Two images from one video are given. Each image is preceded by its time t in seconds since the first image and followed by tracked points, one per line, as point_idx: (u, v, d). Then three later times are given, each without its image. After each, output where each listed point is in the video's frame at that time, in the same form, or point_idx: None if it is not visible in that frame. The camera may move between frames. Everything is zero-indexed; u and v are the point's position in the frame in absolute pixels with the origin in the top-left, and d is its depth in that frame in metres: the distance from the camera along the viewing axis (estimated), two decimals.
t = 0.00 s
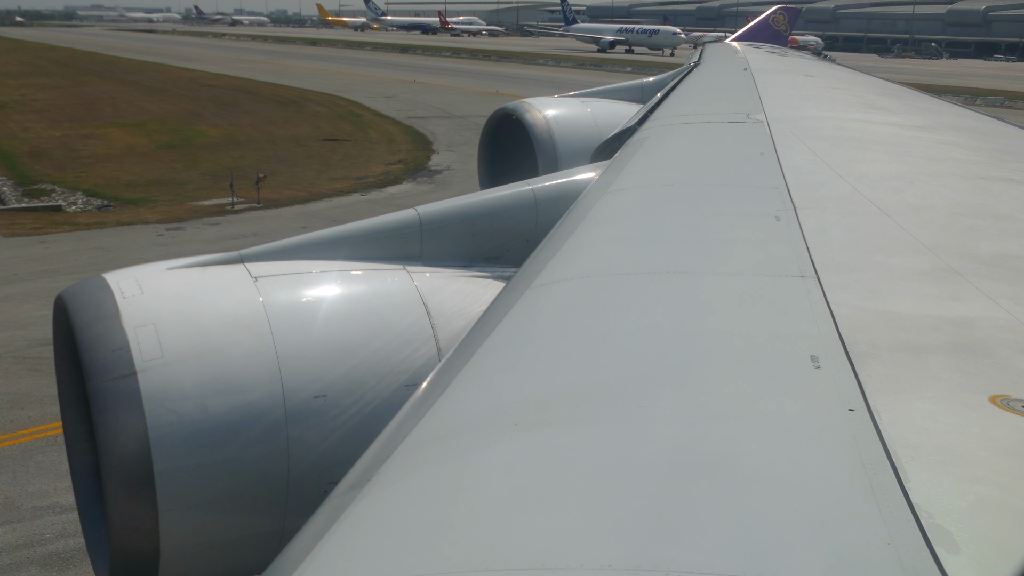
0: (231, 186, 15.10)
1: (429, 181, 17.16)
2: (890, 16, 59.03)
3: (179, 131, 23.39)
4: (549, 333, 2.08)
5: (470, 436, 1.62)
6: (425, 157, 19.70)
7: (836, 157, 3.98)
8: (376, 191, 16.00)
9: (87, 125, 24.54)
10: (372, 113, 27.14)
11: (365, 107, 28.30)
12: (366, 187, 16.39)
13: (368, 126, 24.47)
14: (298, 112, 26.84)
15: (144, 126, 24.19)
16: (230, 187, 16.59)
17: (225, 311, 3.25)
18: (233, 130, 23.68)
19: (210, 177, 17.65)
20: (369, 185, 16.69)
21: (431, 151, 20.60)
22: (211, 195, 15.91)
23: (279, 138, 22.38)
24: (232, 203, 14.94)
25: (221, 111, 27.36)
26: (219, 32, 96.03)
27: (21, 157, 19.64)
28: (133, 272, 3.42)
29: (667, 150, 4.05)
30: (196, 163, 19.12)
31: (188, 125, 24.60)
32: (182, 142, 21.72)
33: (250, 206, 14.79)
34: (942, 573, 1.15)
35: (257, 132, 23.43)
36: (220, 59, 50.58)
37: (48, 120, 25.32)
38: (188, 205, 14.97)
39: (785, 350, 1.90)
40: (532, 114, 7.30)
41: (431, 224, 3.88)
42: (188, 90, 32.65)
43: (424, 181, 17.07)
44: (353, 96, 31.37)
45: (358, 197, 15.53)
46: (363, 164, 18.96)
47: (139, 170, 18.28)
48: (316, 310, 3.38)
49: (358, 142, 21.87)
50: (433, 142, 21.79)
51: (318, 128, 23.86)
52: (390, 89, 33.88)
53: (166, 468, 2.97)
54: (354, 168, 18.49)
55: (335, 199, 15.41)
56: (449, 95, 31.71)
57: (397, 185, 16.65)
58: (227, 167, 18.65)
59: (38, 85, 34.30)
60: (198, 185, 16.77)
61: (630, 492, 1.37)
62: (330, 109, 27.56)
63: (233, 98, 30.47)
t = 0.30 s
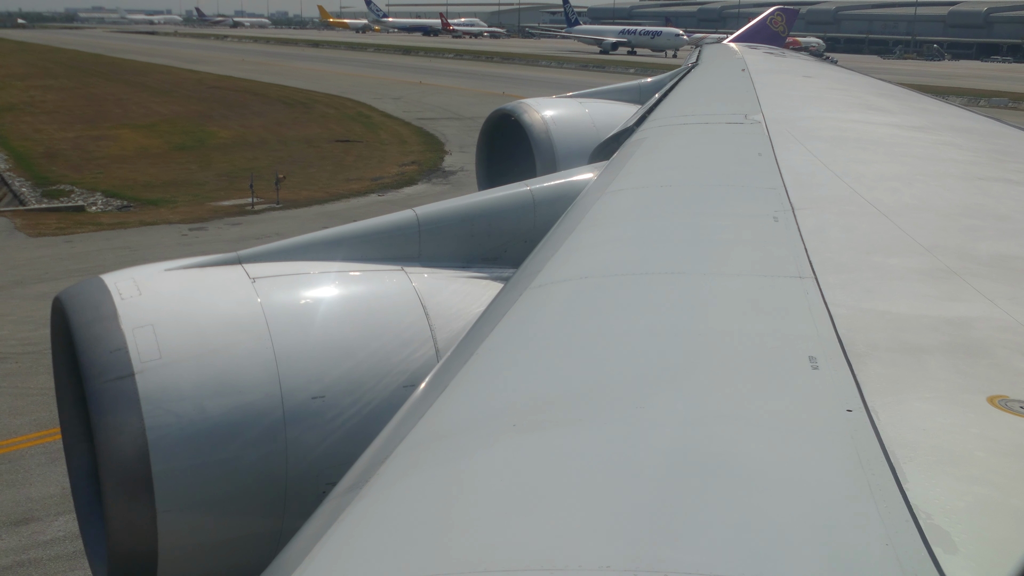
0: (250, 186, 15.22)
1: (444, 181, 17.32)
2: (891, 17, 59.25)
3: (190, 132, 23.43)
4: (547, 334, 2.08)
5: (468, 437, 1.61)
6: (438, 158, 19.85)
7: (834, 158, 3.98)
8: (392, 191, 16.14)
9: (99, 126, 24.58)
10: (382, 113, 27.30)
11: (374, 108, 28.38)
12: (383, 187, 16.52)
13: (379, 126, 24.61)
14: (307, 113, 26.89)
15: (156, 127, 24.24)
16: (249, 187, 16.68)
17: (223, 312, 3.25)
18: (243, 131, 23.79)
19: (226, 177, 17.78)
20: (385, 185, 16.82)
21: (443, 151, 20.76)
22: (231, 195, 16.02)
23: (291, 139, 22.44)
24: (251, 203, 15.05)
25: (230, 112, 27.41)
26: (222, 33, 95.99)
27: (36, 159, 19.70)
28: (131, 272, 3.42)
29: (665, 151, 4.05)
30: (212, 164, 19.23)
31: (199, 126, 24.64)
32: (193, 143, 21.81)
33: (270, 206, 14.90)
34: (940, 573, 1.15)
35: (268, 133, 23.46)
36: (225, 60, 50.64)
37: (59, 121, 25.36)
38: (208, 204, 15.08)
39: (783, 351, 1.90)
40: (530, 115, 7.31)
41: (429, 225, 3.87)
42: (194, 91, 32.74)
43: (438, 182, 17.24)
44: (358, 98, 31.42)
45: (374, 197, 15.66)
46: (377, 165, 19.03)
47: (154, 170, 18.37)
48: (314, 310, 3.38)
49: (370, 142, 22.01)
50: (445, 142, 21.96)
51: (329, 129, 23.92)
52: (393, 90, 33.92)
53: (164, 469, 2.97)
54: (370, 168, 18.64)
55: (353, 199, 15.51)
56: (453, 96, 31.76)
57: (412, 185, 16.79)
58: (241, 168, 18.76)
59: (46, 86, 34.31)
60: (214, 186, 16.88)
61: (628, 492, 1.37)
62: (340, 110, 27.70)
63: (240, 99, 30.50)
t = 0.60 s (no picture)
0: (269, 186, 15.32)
1: (459, 181, 17.44)
2: (891, 18, 59.47)
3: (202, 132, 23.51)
4: (545, 334, 2.08)
5: (466, 438, 1.61)
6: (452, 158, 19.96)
7: (833, 159, 3.98)
8: (408, 191, 16.26)
9: (111, 126, 24.62)
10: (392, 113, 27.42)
11: (384, 109, 28.43)
12: (399, 187, 16.62)
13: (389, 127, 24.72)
14: (317, 114, 26.92)
15: (167, 128, 24.31)
16: (269, 187, 16.77)
17: (221, 312, 3.25)
18: (254, 131, 23.90)
19: (242, 177, 17.90)
20: (400, 185, 16.92)
21: (455, 151, 20.87)
22: (251, 195, 16.14)
23: (304, 140, 22.48)
24: (271, 204, 15.13)
25: (239, 112, 27.44)
26: (224, 35, 95.91)
27: (52, 159, 19.74)
28: (129, 273, 3.42)
29: (663, 151, 4.06)
30: (227, 164, 19.32)
31: (211, 126, 24.67)
32: (205, 143, 21.92)
33: (289, 206, 14.98)
34: (938, 572, 1.15)
35: (280, 133, 23.50)
36: (230, 62, 50.66)
37: (70, 122, 25.40)
38: (228, 204, 15.17)
39: (780, 350, 1.91)
40: (528, 115, 7.31)
41: (428, 225, 3.88)
42: (200, 92, 32.85)
43: (454, 182, 17.36)
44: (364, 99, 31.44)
45: (391, 197, 15.77)
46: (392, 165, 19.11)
47: (170, 171, 18.46)
48: (313, 311, 3.38)
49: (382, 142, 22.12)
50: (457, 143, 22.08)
51: (341, 130, 23.96)
52: (396, 91, 33.94)
53: (163, 469, 2.96)
54: (384, 168, 18.77)
55: (371, 199, 15.58)
56: (457, 97, 31.78)
57: (428, 185, 16.89)
58: (256, 168, 18.86)
59: (54, 87, 34.31)
60: (230, 186, 16.97)
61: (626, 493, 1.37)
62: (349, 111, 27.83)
63: (248, 99, 30.52)
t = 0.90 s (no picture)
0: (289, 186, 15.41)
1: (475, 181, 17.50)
2: (893, 19, 59.54)
3: (214, 133, 23.60)
4: (543, 335, 2.07)
5: (464, 439, 1.61)
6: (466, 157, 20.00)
7: (831, 159, 3.98)
8: (425, 191, 16.34)
9: (123, 127, 24.65)
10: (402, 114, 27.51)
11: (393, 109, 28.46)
12: (415, 187, 16.70)
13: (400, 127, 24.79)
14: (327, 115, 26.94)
15: (179, 128, 24.41)
16: (288, 187, 16.86)
17: (219, 312, 3.25)
18: (266, 131, 24.00)
19: (259, 177, 17.98)
20: (417, 185, 16.98)
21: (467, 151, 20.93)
22: (270, 195, 16.22)
23: (315, 140, 22.51)
24: (290, 203, 15.21)
25: (248, 113, 27.46)
26: (227, 35, 95.89)
27: (67, 159, 19.78)
28: (128, 273, 3.42)
29: (662, 151, 4.06)
30: (242, 164, 19.38)
31: (222, 126, 24.69)
32: (219, 143, 22.02)
33: (308, 206, 15.06)
34: (936, 572, 1.15)
35: (291, 133, 23.53)
36: (237, 63, 50.67)
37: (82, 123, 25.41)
38: (248, 204, 15.25)
39: (779, 351, 1.90)
40: (526, 116, 7.32)
41: (426, 226, 3.88)
42: (208, 93, 32.97)
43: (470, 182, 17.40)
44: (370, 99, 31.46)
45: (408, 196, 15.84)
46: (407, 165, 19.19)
47: (187, 171, 18.52)
48: (311, 311, 3.38)
49: (395, 142, 22.21)
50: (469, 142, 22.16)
51: (353, 130, 24.00)
52: (397, 91, 33.98)
53: (162, 470, 2.96)
54: (398, 168, 18.88)
55: (389, 199, 15.65)
56: (461, 98, 31.79)
57: (444, 185, 16.95)
58: (272, 168, 18.94)
59: (62, 89, 34.38)
60: (247, 186, 17.04)
61: (624, 493, 1.37)
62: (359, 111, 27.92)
63: (256, 100, 30.52)
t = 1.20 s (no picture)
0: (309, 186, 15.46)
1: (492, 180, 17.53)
2: (895, 19, 59.55)
3: (225, 133, 23.63)
4: (542, 336, 2.07)
5: (462, 439, 1.61)
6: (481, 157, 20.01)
7: (830, 159, 3.98)
8: (442, 190, 16.38)
9: (135, 127, 24.68)
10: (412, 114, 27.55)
11: (403, 110, 28.47)
12: (432, 186, 16.73)
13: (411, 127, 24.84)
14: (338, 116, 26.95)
15: (190, 128, 24.47)
16: (308, 187, 16.92)
17: (217, 313, 3.25)
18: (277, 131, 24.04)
19: (275, 177, 18.01)
20: (434, 185, 17.00)
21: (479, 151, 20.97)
22: (289, 194, 16.27)
23: (328, 141, 22.54)
24: (310, 203, 15.26)
25: (259, 113, 27.49)
26: (232, 35, 95.92)
27: (84, 159, 19.80)
28: (127, 273, 3.42)
29: (661, 151, 4.06)
30: (257, 164, 19.41)
31: (234, 127, 24.73)
32: (232, 143, 22.07)
33: (327, 205, 15.10)
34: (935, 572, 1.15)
35: (302, 133, 23.56)
36: (244, 64, 50.69)
37: (94, 123, 25.44)
38: (267, 204, 15.30)
39: (777, 352, 1.90)
40: (524, 116, 7.32)
41: (425, 226, 3.87)
42: (215, 93, 33.04)
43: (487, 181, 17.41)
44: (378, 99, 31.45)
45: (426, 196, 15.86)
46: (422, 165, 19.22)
47: (204, 171, 18.54)
48: (311, 311, 3.39)
49: (407, 142, 22.26)
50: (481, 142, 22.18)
51: (364, 131, 24.01)
52: (399, 91, 33.99)
53: (161, 470, 2.96)
54: (413, 168, 18.91)
55: (407, 199, 15.66)
56: (466, 98, 31.81)
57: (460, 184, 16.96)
58: (287, 168, 18.98)
59: (71, 89, 34.53)
60: (263, 186, 17.07)
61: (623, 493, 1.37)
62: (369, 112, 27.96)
63: (265, 101, 30.54)
